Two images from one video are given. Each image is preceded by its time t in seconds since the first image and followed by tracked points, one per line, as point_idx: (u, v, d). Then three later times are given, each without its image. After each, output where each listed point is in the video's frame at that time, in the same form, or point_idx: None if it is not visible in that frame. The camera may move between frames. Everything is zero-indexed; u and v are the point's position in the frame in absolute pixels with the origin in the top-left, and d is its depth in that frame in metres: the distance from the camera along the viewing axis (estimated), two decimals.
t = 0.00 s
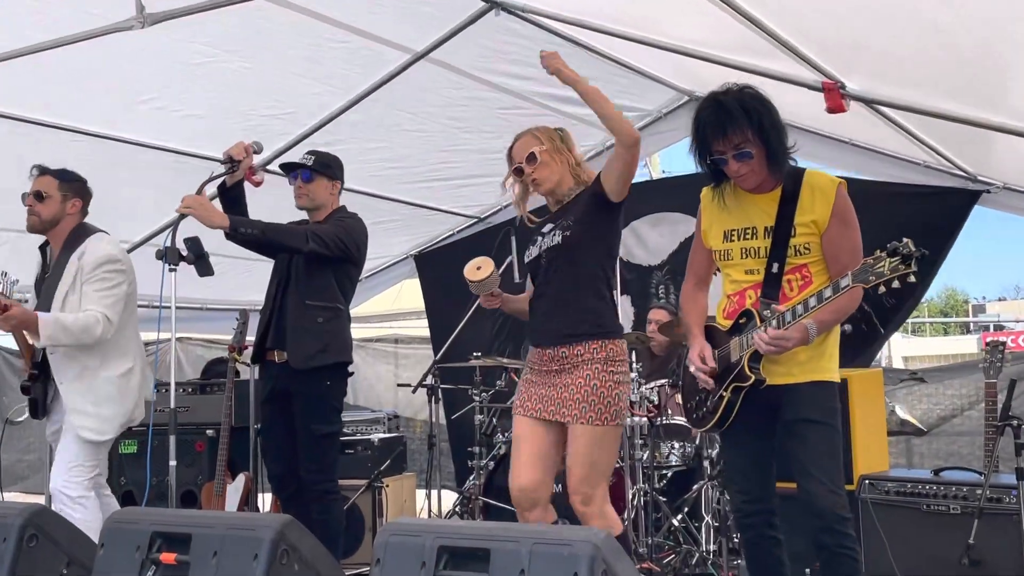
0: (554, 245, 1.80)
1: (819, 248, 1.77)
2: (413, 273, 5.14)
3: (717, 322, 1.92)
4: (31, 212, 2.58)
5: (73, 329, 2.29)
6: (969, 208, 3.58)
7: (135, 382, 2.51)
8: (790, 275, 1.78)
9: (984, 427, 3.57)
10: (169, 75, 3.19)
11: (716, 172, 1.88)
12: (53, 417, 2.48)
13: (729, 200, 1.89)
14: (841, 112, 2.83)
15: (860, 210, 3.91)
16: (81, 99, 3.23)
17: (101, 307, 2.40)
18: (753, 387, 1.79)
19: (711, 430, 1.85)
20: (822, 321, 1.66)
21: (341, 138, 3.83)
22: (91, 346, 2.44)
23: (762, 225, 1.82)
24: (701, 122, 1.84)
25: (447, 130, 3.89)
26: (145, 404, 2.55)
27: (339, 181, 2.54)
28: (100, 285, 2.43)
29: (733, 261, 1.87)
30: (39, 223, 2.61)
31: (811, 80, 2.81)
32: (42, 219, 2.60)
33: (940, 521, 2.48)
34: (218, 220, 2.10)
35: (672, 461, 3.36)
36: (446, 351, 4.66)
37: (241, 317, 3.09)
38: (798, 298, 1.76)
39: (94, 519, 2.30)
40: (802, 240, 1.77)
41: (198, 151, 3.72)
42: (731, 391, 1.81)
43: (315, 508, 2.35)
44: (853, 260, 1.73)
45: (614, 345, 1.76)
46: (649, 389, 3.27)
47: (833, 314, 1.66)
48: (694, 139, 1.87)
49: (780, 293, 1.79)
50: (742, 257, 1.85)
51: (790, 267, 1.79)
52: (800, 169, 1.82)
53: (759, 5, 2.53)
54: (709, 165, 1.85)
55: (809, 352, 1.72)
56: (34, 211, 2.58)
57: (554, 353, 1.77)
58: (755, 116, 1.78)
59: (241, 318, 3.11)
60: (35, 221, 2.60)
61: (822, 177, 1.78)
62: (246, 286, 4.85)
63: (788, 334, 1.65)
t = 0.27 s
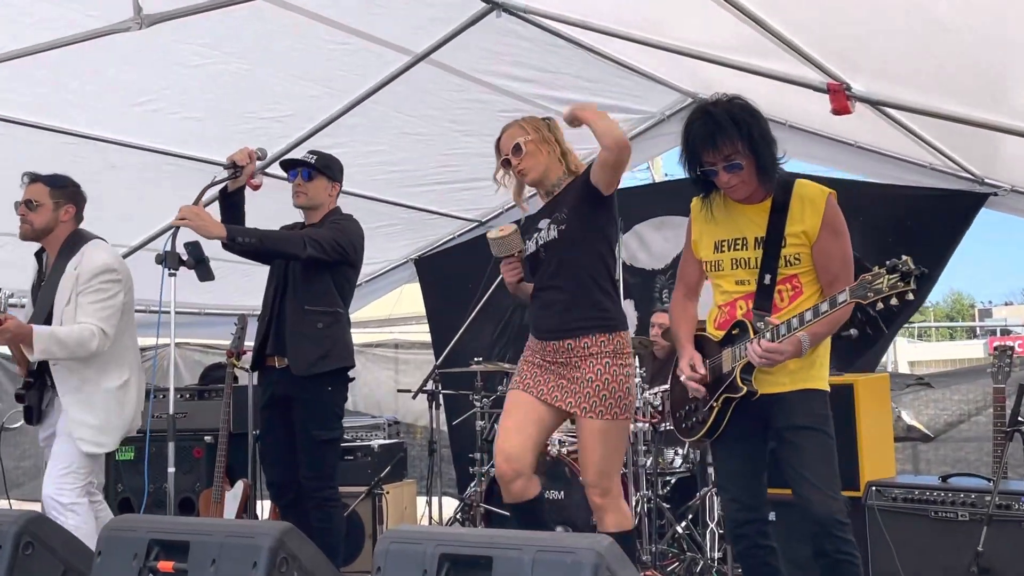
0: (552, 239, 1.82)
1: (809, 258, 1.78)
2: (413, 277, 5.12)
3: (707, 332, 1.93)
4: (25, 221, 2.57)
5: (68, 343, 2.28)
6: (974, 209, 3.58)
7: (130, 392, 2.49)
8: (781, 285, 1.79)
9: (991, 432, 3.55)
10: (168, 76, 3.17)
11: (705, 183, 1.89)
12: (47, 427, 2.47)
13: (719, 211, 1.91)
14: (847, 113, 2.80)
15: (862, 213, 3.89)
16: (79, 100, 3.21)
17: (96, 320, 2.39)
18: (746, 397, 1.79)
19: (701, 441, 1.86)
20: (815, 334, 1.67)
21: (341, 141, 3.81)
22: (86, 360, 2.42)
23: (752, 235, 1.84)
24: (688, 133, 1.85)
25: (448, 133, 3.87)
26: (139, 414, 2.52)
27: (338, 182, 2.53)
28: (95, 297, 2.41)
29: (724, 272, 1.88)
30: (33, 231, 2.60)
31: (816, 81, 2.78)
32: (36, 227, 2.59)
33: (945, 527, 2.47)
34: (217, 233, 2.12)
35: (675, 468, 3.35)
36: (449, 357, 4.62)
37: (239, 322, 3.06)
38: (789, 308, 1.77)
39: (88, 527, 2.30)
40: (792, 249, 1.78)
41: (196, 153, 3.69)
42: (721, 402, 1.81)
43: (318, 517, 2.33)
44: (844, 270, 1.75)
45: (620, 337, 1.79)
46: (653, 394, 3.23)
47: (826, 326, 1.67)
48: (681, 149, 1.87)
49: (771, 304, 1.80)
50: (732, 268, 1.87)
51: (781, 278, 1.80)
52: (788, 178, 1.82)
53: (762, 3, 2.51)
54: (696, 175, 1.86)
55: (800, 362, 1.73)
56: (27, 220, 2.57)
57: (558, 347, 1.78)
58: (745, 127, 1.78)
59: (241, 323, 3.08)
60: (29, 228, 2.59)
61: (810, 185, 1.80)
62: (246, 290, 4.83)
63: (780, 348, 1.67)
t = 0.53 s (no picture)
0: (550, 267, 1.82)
1: (803, 264, 1.79)
2: (416, 280, 5.12)
3: (700, 338, 1.93)
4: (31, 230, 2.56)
5: (69, 354, 2.27)
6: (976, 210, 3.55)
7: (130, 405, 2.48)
8: (775, 291, 1.80)
9: (996, 435, 3.52)
10: (171, 79, 3.17)
11: (699, 190, 1.89)
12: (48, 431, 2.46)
13: (713, 217, 1.91)
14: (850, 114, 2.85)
15: (864, 215, 3.88)
16: (81, 103, 3.21)
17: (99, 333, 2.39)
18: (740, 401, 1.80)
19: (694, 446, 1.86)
20: (808, 338, 1.68)
21: (342, 144, 3.81)
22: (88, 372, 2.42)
23: (747, 241, 1.84)
24: (683, 141, 1.86)
25: (449, 135, 3.86)
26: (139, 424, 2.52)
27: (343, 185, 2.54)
28: (100, 310, 2.41)
29: (718, 277, 1.89)
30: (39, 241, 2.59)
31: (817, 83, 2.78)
32: (42, 238, 2.58)
33: (950, 531, 2.46)
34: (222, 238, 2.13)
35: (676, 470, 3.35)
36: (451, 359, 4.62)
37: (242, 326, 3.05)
38: (782, 314, 1.77)
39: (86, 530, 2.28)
40: (787, 257, 1.79)
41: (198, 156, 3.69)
42: (714, 406, 1.82)
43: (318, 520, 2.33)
44: (837, 277, 1.75)
45: (614, 366, 1.79)
46: (655, 398, 3.30)
47: (819, 331, 1.68)
48: (677, 156, 1.88)
49: (765, 309, 1.81)
50: (726, 273, 1.87)
51: (776, 283, 1.80)
52: (784, 187, 1.83)
53: (765, 5, 2.51)
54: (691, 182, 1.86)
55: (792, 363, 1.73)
56: (34, 230, 2.56)
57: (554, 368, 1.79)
58: (738, 135, 1.80)
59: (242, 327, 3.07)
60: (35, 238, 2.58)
61: (805, 195, 1.80)
62: (248, 293, 4.83)
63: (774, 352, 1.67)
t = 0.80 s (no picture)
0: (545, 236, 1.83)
1: (804, 273, 1.79)
2: (418, 282, 5.12)
3: (695, 343, 1.93)
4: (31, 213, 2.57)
5: (63, 344, 2.27)
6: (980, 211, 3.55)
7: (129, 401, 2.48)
8: (776, 298, 1.80)
9: (999, 437, 3.52)
10: (173, 81, 3.17)
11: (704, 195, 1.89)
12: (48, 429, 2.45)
13: (714, 223, 1.91)
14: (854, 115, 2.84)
15: (867, 217, 3.87)
16: (82, 104, 3.21)
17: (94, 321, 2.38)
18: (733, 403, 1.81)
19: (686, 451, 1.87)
20: (809, 344, 1.71)
21: (345, 146, 3.81)
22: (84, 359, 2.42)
23: (750, 248, 1.84)
24: (692, 145, 1.86)
25: (451, 136, 3.86)
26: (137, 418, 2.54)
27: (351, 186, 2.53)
28: (96, 298, 2.41)
29: (719, 283, 1.88)
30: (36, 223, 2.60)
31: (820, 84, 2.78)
32: (39, 222, 2.59)
33: (954, 534, 2.45)
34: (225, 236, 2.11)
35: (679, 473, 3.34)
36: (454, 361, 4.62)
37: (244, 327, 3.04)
38: (783, 321, 1.77)
39: (93, 531, 2.31)
40: (789, 265, 1.79)
41: (200, 157, 3.68)
42: (709, 411, 1.83)
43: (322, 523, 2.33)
44: (837, 288, 1.77)
45: (614, 332, 1.78)
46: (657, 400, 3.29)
47: (819, 339, 1.71)
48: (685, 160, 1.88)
49: (765, 315, 1.80)
50: (726, 278, 1.86)
51: (776, 290, 1.80)
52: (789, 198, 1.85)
53: (767, 6, 2.51)
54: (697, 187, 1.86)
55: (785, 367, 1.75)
56: (33, 213, 2.57)
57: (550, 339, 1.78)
58: (747, 143, 1.80)
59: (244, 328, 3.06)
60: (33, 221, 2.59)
61: (809, 207, 1.81)
62: (250, 294, 4.82)
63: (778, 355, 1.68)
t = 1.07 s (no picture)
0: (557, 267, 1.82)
1: (807, 272, 1.79)
2: (420, 282, 5.12)
3: (698, 345, 1.93)
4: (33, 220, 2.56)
5: (65, 354, 2.27)
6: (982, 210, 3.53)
7: (131, 405, 2.49)
8: (780, 299, 1.79)
9: (1002, 437, 3.51)
10: (173, 80, 3.17)
11: (707, 196, 1.88)
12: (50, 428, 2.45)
13: (714, 225, 1.91)
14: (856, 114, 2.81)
15: (869, 216, 3.86)
16: (83, 104, 3.21)
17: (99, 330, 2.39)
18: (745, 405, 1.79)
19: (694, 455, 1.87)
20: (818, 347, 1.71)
21: (346, 145, 3.81)
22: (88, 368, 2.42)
23: (751, 249, 1.83)
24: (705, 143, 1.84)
25: (452, 136, 3.86)
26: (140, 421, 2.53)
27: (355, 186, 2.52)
28: (99, 307, 2.41)
29: (722, 284, 1.87)
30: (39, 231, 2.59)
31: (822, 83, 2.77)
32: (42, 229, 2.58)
33: (957, 534, 2.45)
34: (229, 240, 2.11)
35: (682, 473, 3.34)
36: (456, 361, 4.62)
37: (246, 327, 3.05)
38: (787, 322, 1.77)
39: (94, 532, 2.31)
40: (791, 265, 1.78)
41: (201, 157, 3.68)
42: (720, 413, 1.82)
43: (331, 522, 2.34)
44: (839, 287, 1.76)
45: (630, 358, 1.78)
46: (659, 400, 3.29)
47: (829, 342, 1.71)
48: (688, 161, 1.88)
49: (770, 315, 1.80)
50: (728, 280, 1.86)
51: (779, 291, 1.80)
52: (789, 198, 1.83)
53: (769, 5, 2.50)
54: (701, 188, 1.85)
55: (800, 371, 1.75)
56: (36, 221, 2.56)
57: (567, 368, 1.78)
58: (760, 146, 1.81)
59: (246, 328, 3.07)
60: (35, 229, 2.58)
61: (808, 206, 1.81)
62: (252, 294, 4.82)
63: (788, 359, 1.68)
